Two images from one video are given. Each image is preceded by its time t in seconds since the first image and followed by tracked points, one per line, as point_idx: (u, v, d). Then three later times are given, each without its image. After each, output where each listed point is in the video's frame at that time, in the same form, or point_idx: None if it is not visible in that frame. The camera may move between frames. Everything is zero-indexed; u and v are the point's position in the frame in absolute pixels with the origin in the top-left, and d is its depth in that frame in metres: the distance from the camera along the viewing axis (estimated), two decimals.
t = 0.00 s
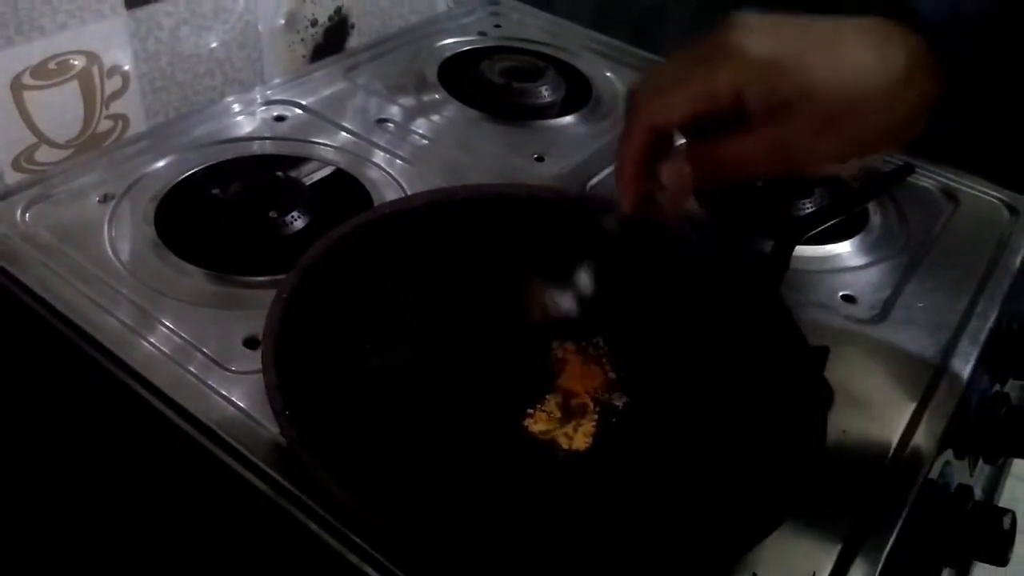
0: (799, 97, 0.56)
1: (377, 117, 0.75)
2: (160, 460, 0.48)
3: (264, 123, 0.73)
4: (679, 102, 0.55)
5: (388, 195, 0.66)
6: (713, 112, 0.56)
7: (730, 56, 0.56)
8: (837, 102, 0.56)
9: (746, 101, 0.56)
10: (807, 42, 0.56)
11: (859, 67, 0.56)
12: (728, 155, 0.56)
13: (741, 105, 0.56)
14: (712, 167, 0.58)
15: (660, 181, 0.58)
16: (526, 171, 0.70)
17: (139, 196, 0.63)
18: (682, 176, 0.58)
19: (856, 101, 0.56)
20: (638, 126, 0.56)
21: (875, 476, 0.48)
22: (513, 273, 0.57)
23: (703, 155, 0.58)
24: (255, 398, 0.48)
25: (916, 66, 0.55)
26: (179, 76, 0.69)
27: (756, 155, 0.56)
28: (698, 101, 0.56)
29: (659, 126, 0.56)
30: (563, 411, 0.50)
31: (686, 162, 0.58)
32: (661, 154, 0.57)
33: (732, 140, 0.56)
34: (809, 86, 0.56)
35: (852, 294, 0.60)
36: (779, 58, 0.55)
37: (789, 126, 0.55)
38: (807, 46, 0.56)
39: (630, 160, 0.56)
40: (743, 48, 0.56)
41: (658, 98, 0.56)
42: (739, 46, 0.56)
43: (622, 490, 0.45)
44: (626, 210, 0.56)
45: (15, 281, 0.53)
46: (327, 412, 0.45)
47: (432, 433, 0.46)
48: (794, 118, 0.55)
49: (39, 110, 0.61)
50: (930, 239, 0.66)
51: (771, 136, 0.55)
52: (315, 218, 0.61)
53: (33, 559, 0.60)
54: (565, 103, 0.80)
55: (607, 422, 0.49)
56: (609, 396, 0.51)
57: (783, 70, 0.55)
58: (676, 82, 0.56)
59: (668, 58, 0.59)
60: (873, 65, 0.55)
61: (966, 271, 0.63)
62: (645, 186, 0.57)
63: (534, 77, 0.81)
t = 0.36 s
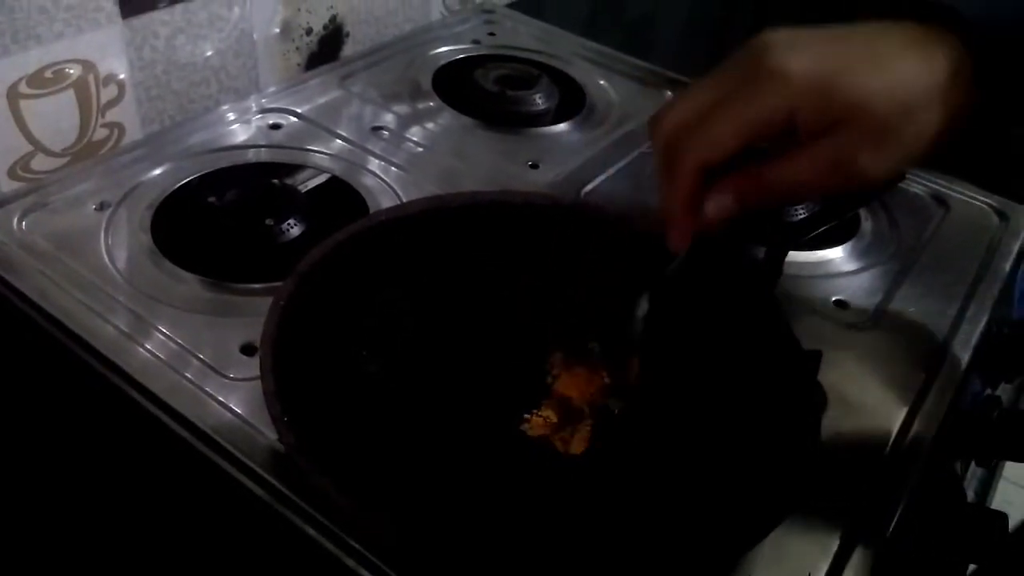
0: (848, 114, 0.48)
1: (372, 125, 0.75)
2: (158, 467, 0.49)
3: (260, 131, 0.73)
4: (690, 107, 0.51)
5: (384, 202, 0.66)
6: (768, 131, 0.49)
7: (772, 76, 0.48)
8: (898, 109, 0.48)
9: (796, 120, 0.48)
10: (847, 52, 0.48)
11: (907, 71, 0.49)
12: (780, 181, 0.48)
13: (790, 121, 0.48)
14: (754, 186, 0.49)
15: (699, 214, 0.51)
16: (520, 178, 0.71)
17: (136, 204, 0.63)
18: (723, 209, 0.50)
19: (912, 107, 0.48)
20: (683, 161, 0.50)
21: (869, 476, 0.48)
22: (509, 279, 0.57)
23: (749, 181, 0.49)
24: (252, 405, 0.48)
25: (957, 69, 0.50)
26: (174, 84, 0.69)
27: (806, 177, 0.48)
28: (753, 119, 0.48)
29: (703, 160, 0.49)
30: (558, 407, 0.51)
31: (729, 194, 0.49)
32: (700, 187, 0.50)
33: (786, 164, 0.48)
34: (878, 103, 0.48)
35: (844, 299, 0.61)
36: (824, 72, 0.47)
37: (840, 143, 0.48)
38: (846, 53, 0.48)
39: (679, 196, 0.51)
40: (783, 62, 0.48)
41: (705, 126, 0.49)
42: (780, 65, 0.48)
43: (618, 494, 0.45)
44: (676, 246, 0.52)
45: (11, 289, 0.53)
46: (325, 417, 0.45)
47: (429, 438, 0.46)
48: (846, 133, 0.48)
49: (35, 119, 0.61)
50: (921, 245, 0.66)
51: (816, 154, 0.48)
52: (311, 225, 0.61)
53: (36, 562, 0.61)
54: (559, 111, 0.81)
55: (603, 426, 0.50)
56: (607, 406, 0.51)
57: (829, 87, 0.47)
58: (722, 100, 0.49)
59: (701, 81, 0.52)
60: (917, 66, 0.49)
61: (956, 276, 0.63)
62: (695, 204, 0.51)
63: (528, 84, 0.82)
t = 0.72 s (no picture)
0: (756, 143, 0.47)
1: (371, 132, 0.76)
2: (161, 473, 0.49)
3: (259, 138, 0.73)
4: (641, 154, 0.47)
5: (383, 209, 0.67)
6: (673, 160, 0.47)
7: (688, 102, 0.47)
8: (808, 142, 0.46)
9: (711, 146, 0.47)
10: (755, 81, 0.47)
11: (821, 91, 0.47)
12: (697, 210, 0.47)
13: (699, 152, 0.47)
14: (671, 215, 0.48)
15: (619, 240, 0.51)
16: (518, 184, 0.71)
17: (137, 212, 0.63)
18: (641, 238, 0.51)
19: (818, 140, 0.47)
20: (600, 184, 0.48)
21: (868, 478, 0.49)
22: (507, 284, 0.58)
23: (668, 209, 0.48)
24: (255, 410, 0.48)
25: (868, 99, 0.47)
26: (174, 92, 0.70)
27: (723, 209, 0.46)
28: (662, 146, 0.47)
29: (625, 183, 0.47)
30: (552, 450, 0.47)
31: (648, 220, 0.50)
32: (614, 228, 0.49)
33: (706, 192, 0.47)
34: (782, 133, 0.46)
35: (840, 302, 0.61)
36: (735, 101, 0.47)
37: (755, 172, 0.46)
38: (758, 88, 0.48)
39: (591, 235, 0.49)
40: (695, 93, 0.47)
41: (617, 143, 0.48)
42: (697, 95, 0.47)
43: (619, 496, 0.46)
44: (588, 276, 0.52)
45: (14, 297, 0.54)
46: (327, 423, 0.46)
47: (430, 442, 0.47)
48: (761, 164, 0.46)
49: (36, 127, 0.61)
50: (915, 250, 0.67)
51: (732, 185, 0.46)
52: (311, 232, 0.62)
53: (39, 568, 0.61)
54: (556, 117, 0.81)
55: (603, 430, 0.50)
56: (605, 407, 0.50)
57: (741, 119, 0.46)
58: (635, 130, 0.47)
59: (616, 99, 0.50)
60: (829, 87, 0.47)
61: (950, 280, 0.64)
62: (608, 237, 0.50)
63: (526, 91, 0.83)
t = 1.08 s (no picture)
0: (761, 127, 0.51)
1: (373, 135, 0.77)
2: (171, 472, 0.49)
3: (263, 142, 0.74)
4: (656, 120, 0.53)
5: (387, 210, 0.67)
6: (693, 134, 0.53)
7: (700, 78, 0.53)
8: (809, 129, 0.50)
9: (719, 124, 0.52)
10: (771, 72, 0.52)
11: (824, 88, 0.51)
12: (704, 178, 0.51)
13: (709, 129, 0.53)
14: (680, 184, 0.52)
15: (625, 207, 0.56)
16: (519, 185, 0.72)
17: (144, 216, 0.64)
18: (652, 204, 0.53)
19: (824, 126, 0.50)
20: (610, 143, 0.55)
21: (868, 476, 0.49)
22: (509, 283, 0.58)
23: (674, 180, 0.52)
24: (264, 409, 0.49)
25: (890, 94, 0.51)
26: (179, 97, 0.70)
27: (720, 181, 0.51)
28: (689, 116, 0.52)
29: (626, 147, 0.54)
30: (563, 403, 0.51)
31: (657, 190, 0.53)
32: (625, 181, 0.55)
33: (710, 164, 0.51)
34: (784, 117, 0.50)
35: (839, 300, 0.62)
36: (742, 80, 0.52)
37: (759, 146, 0.50)
38: (772, 74, 0.52)
39: (600, 187, 0.55)
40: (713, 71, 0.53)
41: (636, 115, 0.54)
42: (709, 74, 0.53)
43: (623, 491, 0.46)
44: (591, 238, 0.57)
45: (24, 299, 0.54)
46: (335, 420, 0.46)
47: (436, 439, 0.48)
48: (761, 139, 0.50)
49: (43, 132, 0.62)
50: (913, 248, 0.68)
51: (732, 159, 0.51)
52: (317, 233, 0.63)
53: (47, 566, 0.62)
54: (556, 119, 0.82)
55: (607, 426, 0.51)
56: (609, 402, 0.52)
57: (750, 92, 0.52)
58: (651, 99, 0.54)
59: (643, 75, 0.57)
60: (833, 81, 0.51)
61: (948, 278, 0.65)
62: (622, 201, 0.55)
63: (526, 94, 0.83)
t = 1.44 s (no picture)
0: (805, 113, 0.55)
1: (367, 132, 0.77)
2: (171, 466, 0.50)
3: (257, 140, 0.74)
4: (701, 124, 0.55)
5: (381, 206, 0.68)
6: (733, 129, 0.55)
7: (741, 74, 0.55)
8: (848, 111, 0.55)
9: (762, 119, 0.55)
10: (808, 62, 0.56)
11: (863, 75, 0.57)
12: (757, 170, 0.54)
13: (753, 124, 0.55)
14: (730, 182, 0.55)
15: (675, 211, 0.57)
16: (513, 181, 0.73)
17: (140, 213, 0.64)
18: (699, 203, 0.55)
19: (864, 108, 0.56)
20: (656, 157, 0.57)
21: (860, 466, 0.50)
22: (503, 277, 0.59)
23: (726, 176, 0.55)
24: (262, 402, 0.50)
25: (917, 72, 0.58)
26: (173, 95, 0.71)
27: (776, 167, 0.54)
28: (732, 117, 0.55)
29: (676, 154, 0.56)
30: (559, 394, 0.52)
31: (706, 187, 0.55)
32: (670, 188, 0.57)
33: (756, 156, 0.54)
34: (829, 105, 0.55)
35: (830, 292, 0.63)
36: (784, 73, 0.55)
37: (807, 131, 0.54)
38: (810, 65, 0.56)
39: (651, 198, 0.57)
40: (749, 71, 0.55)
41: (674, 124, 0.56)
42: (750, 69, 0.55)
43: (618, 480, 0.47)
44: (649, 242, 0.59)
45: (22, 296, 0.55)
46: (332, 413, 0.47)
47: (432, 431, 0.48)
48: (806, 124, 0.55)
49: (39, 131, 0.62)
50: (902, 240, 0.69)
51: (785, 147, 0.54)
52: (312, 230, 0.63)
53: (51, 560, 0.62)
54: (549, 116, 0.83)
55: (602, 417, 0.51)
56: (603, 393, 0.53)
57: (795, 84, 0.55)
58: (693, 103, 0.56)
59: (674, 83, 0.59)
60: (870, 68, 0.57)
61: (937, 270, 0.65)
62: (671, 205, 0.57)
63: (519, 90, 0.84)
